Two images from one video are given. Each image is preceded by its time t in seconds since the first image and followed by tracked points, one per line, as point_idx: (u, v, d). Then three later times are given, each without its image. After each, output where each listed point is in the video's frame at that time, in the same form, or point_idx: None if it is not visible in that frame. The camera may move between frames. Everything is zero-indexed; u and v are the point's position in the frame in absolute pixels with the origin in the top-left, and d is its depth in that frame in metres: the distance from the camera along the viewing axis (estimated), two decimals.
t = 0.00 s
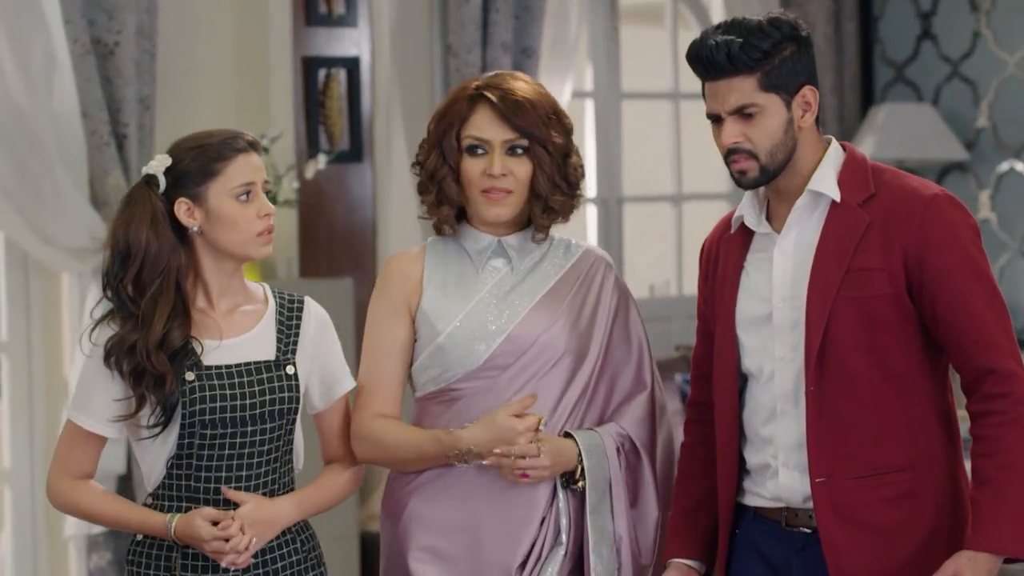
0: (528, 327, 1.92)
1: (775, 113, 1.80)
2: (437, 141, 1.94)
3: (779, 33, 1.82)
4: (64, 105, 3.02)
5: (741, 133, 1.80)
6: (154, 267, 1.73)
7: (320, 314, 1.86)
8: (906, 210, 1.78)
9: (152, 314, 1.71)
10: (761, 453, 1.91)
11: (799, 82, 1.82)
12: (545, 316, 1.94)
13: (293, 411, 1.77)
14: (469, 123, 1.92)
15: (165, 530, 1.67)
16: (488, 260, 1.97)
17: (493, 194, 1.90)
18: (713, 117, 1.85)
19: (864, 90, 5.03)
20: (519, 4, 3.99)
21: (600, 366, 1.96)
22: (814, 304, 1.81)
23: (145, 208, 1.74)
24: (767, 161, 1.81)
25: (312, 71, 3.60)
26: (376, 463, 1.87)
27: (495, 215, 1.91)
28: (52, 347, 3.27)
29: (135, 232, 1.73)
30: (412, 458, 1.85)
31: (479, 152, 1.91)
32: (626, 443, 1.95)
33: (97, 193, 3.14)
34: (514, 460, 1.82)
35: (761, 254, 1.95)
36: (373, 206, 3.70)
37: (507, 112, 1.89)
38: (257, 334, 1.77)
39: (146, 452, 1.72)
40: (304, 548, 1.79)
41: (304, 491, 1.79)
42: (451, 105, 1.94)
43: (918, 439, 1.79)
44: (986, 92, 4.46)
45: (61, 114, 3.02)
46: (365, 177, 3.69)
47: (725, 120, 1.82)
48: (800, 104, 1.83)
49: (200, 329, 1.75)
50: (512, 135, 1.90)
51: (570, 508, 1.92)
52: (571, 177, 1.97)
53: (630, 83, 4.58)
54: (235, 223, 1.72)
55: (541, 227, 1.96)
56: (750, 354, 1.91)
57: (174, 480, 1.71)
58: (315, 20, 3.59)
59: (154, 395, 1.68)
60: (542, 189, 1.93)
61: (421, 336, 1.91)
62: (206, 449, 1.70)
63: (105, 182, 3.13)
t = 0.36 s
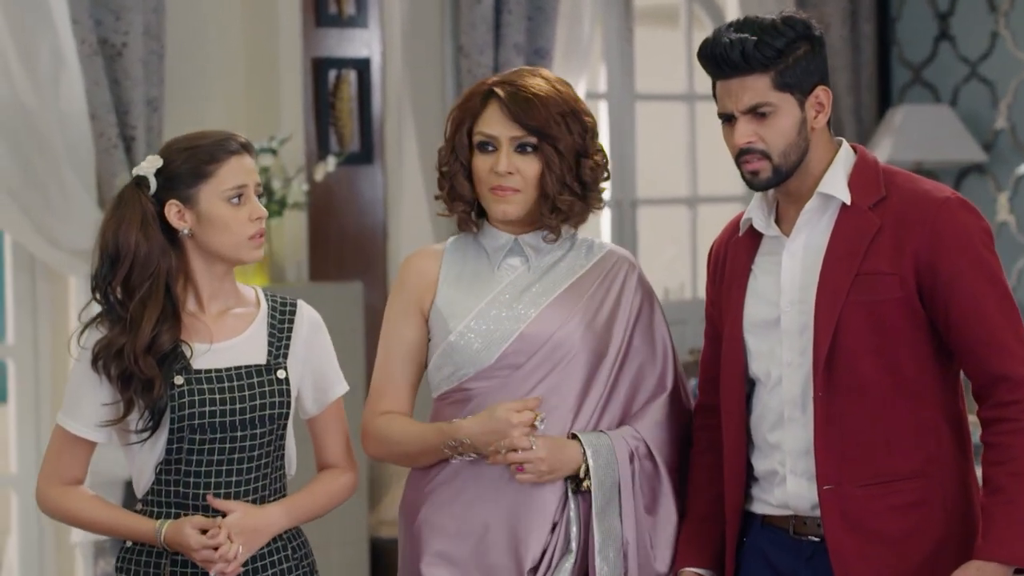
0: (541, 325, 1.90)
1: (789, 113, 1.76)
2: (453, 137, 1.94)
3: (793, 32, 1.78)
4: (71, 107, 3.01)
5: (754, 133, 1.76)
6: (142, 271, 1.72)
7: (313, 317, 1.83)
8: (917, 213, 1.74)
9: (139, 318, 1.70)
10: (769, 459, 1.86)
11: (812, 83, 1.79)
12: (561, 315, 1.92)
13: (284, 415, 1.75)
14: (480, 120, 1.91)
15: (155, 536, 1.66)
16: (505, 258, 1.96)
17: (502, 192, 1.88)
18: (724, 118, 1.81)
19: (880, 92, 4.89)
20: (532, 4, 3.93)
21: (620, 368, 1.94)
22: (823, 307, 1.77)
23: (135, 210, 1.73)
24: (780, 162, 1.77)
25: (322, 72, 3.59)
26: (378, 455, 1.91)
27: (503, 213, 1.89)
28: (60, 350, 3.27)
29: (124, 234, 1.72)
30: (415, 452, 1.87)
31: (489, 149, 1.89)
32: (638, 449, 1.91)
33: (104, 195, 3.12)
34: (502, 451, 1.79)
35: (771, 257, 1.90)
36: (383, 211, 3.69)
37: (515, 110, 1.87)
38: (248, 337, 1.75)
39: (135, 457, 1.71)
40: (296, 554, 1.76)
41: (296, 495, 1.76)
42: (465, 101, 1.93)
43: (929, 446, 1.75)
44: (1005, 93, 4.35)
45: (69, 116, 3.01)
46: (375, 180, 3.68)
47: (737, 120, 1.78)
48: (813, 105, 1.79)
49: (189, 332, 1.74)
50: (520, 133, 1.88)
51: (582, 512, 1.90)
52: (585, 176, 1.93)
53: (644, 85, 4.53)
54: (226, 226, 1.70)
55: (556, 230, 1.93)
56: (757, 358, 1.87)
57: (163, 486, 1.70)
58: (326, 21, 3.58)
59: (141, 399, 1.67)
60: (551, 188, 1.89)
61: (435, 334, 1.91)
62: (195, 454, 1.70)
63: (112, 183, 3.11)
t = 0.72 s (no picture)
0: (546, 327, 1.81)
1: (801, 111, 1.72)
2: (468, 140, 1.82)
3: (806, 29, 1.74)
4: (76, 108, 2.98)
5: (765, 132, 1.72)
6: (128, 274, 1.70)
7: (303, 321, 1.82)
8: (927, 217, 1.69)
9: (127, 321, 1.68)
10: (775, 465, 1.81)
11: (824, 81, 1.75)
12: (567, 315, 1.82)
13: (274, 421, 1.73)
14: (500, 121, 1.80)
15: (145, 545, 1.63)
16: (513, 259, 1.87)
17: (528, 195, 1.78)
18: (733, 116, 1.77)
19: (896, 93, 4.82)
20: (542, 4, 3.90)
21: (628, 370, 1.84)
22: (831, 310, 1.73)
23: (123, 213, 1.70)
24: (790, 162, 1.72)
25: (330, 73, 3.56)
26: (384, 452, 1.86)
27: (529, 217, 1.79)
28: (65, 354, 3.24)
29: (110, 236, 1.69)
30: (422, 452, 1.82)
31: (510, 151, 1.79)
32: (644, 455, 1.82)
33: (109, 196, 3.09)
34: (500, 448, 1.73)
35: (778, 259, 1.86)
36: (393, 213, 3.65)
37: (541, 110, 1.76)
38: (237, 341, 1.74)
39: (123, 462, 1.69)
40: (286, 564, 1.73)
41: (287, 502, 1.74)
42: (481, 100, 1.82)
43: (940, 454, 1.70)
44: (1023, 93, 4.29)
45: (74, 118, 2.98)
46: (383, 183, 3.64)
47: (748, 118, 1.74)
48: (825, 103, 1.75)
49: (179, 336, 1.72)
50: (545, 133, 1.78)
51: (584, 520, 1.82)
52: (606, 175, 1.83)
53: (657, 86, 4.48)
54: (215, 230, 1.68)
55: (578, 231, 1.82)
56: (762, 363, 1.83)
57: (152, 493, 1.68)
58: (333, 21, 3.56)
59: (130, 403, 1.65)
60: (577, 190, 1.80)
61: (441, 336, 1.84)
62: (185, 460, 1.67)
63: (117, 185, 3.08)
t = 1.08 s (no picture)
0: (551, 332, 1.76)
1: (818, 110, 1.67)
2: (468, 141, 1.79)
3: (823, 27, 1.69)
4: (82, 110, 2.94)
5: (781, 131, 1.67)
6: (122, 278, 1.66)
7: (301, 326, 1.78)
8: (943, 221, 1.64)
9: (121, 326, 1.64)
10: (785, 473, 1.76)
11: (841, 81, 1.70)
12: (572, 320, 1.78)
13: (272, 428, 1.70)
14: (500, 123, 1.77)
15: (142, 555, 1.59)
16: (516, 261, 1.82)
17: (524, 198, 1.75)
18: (748, 115, 1.72)
19: (913, 96, 4.74)
20: (554, 5, 3.85)
21: (633, 377, 1.79)
22: (843, 314, 1.68)
23: (116, 217, 1.67)
24: (806, 162, 1.68)
25: (338, 73, 3.49)
26: (386, 461, 1.81)
27: (526, 221, 1.76)
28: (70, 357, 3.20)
29: (104, 240, 1.66)
30: (422, 461, 1.77)
31: (509, 154, 1.76)
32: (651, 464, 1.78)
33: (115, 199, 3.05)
34: (504, 459, 1.69)
35: (790, 263, 1.81)
36: (402, 215, 3.60)
37: (537, 113, 1.73)
38: (233, 347, 1.70)
39: (118, 471, 1.65)
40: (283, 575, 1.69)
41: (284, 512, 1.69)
42: (483, 101, 1.79)
43: (955, 463, 1.64)
44: None
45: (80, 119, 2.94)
46: (393, 186, 3.59)
47: (763, 117, 1.69)
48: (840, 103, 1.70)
49: (174, 342, 1.68)
50: (543, 136, 1.74)
51: (590, 531, 1.78)
52: (608, 181, 1.79)
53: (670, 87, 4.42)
54: (211, 235, 1.65)
55: (575, 236, 1.78)
56: (774, 368, 1.78)
57: (148, 501, 1.64)
58: (342, 22, 3.50)
59: (124, 410, 1.62)
60: (574, 195, 1.76)
61: (443, 341, 1.79)
62: (180, 468, 1.63)
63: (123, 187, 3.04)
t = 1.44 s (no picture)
0: (552, 337, 1.71)
1: (835, 108, 1.62)
2: (468, 141, 1.74)
3: (840, 22, 1.64)
4: (86, 110, 2.90)
5: (797, 130, 1.62)
6: (111, 281, 1.62)
7: (298, 331, 1.72)
8: (959, 222, 1.59)
9: (110, 328, 1.60)
10: (797, 480, 1.71)
11: (858, 78, 1.65)
12: (574, 324, 1.73)
13: (266, 434, 1.64)
14: (501, 122, 1.72)
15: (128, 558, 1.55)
16: (516, 265, 1.77)
17: (527, 199, 1.70)
18: (762, 113, 1.66)
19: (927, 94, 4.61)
20: (565, 3, 3.80)
21: (636, 382, 1.74)
22: (856, 319, 1.62)
23: (107, 219, 1.63)
24: (822, 162, 1.62)
25: (346, 73, 3.47)
26: (384, 468, 1.76)
27: (529, 222, 1.71)
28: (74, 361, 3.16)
29: (93, 242, 1.62)
30: (421, 468, 1.72)
31: (511, 154, 1.71)
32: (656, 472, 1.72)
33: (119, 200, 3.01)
34: (504, 467, 1.64)
35: (804, 265, 1.74)
36: (410, 216, 3.57)
37: (540, 111, 1.68)
38: (228, 353, 1.65)
39: (109, 478, 1.61)
40: None
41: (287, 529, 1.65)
42: (483, 100, 1.74)
43: (971, 472, 1.59)
44: None
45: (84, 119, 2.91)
46: (401, 186, 3.55)
47: (778, 114, 1.64)
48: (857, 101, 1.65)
49: (166, 346, 1.63)
50: (545, 136, 1.70)
51: (592, 540, 1.72)
52: (611, 180, 1.74)
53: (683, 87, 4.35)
54: (203, 239, 1.61)
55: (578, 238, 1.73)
56: (786, 373, 1.72)
57: (139, 508, 1.59)
58: (349, 21, 3.47)
59: (115, 415, 1.58)
60: (577, 195, 1.71)
61: (442, 346, 1.74)
62: (172, 476, 1.59)
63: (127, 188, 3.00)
